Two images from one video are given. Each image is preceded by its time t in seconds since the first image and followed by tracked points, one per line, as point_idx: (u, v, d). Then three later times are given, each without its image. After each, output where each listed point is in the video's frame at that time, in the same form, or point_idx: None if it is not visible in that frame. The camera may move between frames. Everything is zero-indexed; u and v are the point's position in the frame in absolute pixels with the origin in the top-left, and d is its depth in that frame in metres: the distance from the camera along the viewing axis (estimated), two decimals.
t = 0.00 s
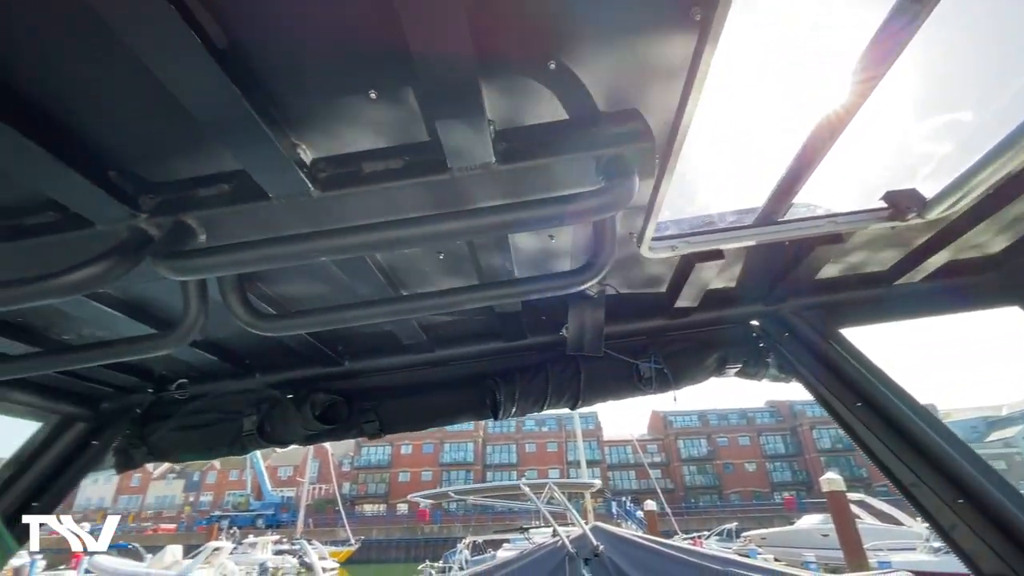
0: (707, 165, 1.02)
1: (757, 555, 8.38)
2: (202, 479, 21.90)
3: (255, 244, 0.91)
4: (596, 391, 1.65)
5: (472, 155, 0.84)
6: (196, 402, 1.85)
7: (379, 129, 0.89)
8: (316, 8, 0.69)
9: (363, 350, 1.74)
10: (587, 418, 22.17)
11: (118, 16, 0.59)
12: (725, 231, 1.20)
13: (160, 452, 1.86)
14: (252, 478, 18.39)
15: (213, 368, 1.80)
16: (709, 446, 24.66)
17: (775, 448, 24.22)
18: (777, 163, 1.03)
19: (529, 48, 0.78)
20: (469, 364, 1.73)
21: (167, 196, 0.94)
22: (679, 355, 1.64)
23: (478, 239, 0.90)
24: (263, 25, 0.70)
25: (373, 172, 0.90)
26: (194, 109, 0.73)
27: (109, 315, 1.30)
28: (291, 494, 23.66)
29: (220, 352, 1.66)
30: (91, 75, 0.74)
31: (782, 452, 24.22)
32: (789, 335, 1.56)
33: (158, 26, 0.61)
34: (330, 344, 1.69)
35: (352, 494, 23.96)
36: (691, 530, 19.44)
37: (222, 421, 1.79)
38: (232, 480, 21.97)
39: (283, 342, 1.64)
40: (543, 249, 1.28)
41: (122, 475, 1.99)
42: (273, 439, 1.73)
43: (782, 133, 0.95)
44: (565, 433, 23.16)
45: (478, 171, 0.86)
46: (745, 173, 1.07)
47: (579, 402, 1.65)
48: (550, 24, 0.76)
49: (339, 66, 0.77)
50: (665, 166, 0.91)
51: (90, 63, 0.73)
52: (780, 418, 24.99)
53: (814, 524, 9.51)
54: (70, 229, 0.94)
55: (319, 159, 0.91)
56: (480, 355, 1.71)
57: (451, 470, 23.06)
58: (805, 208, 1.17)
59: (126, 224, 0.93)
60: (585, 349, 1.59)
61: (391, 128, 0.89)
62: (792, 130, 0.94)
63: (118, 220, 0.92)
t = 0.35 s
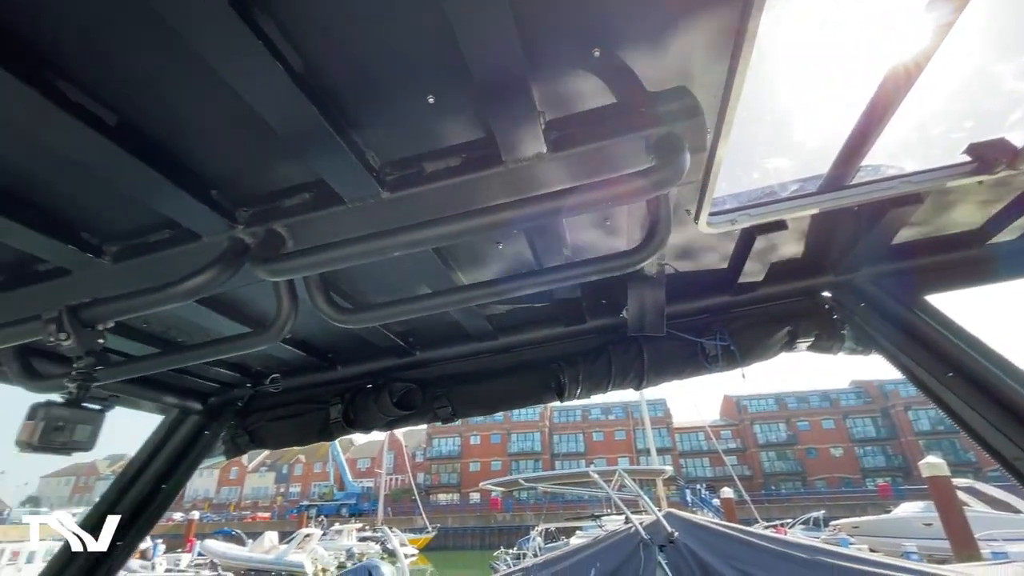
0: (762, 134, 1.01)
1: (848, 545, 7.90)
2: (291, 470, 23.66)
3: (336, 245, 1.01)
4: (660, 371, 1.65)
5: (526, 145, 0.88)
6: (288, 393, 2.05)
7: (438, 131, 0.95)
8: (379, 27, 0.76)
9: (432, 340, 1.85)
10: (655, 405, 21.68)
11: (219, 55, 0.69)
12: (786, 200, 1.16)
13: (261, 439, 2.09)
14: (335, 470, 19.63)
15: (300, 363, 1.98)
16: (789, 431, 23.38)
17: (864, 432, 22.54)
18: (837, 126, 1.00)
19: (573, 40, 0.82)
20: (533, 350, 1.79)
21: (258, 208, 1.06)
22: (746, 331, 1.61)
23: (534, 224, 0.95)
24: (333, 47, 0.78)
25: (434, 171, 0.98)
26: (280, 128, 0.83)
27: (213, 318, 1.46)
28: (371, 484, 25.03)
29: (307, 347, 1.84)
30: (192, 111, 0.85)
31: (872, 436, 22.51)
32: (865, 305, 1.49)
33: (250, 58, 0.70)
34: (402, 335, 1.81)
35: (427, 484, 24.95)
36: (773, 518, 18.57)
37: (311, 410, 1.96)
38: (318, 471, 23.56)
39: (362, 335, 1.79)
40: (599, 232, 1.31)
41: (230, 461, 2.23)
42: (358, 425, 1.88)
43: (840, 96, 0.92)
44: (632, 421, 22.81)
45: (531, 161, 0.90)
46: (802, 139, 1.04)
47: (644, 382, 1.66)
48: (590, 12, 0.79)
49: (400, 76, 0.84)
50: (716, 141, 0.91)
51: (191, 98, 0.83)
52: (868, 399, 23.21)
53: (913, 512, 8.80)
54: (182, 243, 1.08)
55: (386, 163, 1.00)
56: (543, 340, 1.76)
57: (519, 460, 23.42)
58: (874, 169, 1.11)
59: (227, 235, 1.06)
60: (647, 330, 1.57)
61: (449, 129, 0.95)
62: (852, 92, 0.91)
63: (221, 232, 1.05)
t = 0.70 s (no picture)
0: (826, 103, 0.98)
1: (941, 531, 7.38)
2: (362, 459, 24.97)
3: (410, 247, 1.10)
4: (727, 353, 1.63)
5: (585, 140, 0.91)
6: (364, 385, 2.20)
7: (499, 132, 1.00)
8: (442, 40, 0.81)
9: (496, 331, 1.92)
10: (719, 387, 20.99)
11: (305, 84, 0.77)
12: (859, 170, 1.11)
13: (342, 428, 2.23)
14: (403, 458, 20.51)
15: (374, 356, 2.12)
16: (868, 412, 21.94)
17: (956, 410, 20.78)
18: (911, 90, 0.95)
19: (628, 31, 0.83)
20: (594, 336, 1.81)
21: (337, 215, 1.15)
22: (818, 309, 1.55)
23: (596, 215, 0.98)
24: (401, 62, 0.83)
25: (497, 170, 1.03)
26: (356, 144, 0.90)
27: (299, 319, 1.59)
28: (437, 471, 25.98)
29: (380, 342, 1.96)
30: (278, 134, 0.94)
31: (966, 415, 20.71)
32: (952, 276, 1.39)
33: (331, 83, 0.77)
34: (468, 327, 1.90)
35: (490, 470, 25.56)
36: (853, 503, 17.58)
37: (387, 400, 2.10)
38: (387, 458, 24.74)
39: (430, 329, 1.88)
40: (658, 217, 1.32)
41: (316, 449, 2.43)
42: (431, 413, 1.99)
43: (915, 53, 0.87)
44: (695, 405, 22.23)
45: (591, 152, 0.93)
46: (872, 105, 1.00)
47: (711, 364, 1.65)
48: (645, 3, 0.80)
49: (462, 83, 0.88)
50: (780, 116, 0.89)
51: (276, 122, 0.91)
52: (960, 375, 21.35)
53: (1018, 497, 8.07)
54: (274, 252, 1.19)
55: (451, 166, 1.05)
56: (604, 326, 1.79)
57: (580, 446, 23.47)
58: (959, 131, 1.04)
59: (311, 243, 1.16)
60: (710, 312, 1.57)
61: (509, 129, 0.99)
62: (929, 47, 0.86)
63: (306, 241, 1.15)
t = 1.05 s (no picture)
0: (930, 40, 0.90)
1: None
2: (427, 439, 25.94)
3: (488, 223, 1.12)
4: (813, 317, 1.56)
5: (666, 100, 0.89)
6: (439, 362, 2.29)
7: (574, 102, 0.99)
8: (521, 11, 0.81)
9: (566, 306, 1.93)
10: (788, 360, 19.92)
11: (394, 69, 0.80)
12: (965, 111, 1.01)
13: (420, 403, 2.36)
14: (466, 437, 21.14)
15: (447, 335, 2.19)
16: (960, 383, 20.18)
17: None
18: None
19: None
20: (667, 306, 1.80)
21: (418, 197, 1.19)
22: (916, 267, 1.44)
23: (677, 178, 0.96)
24: (480, 39, 0.85)
25: (573, 140, 1.03)
26: (439, 125, 0.92)
27: (382, 301, 1.67)
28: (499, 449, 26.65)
29: (454, 320, 2.03)
30: (364, 122, 0.98)
31: None
32: None
33: (420, 66, 0.80)
34: (538, 303, 1.92)
35: (550, 448, 25.90)
36: (944, 481, 16.33)
37: (462, 376, 2.18)
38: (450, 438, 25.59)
39: (501, 305, 1.93)
40: (738, 179, 1.27)
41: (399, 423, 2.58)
42: (506, 387, 2.06)
43: None
44: (762, 380, 21.35)
45: (671, 113, 0.91)
46: (987, 36, 0.91)
47: (795, 329, 1.60)
48: None
49: (539, 54, 0.89)
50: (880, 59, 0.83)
51: (362, 110, 0.96)
52: None
53: None
54: (361, 237, 1.27)
55: (526, 140, 1.06)
56: (677, 297, 1.76)
57: (641, 423, 23.27)
58: None
59: (394, 225, 1.21)
60: (793, 276, 1.50)
61: (584, 97, 0.98)
62: None
63: (389, 224, 1.21)
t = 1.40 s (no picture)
0: None
1: None
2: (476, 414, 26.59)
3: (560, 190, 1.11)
4: (900, 276, 1.47)
5: (751, 45, 0.85)
6: (500, 335, 2.34)
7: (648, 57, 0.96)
8: None
9: (627, 275, 1.91)
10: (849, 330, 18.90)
11: (472, 35, 0.80)
12: None
13: (482, 374, 2.44)
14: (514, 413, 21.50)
15: (507, 307, 2.22)
16: None
17: None
18: None
19: None
20: (737, 272, 1.76)
21: (485, 168, 1.20)
22: None
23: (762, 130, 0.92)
24: None
25: (645, 98, 1.00)
26: (512, 89, 0.91)
27: (446, 276, 1.70)
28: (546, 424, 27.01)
29: (514, 293, 2.05)
30: (437, 93, 0.99)
31: None
32: None
33: (498, 30, 0.79)
34: (598, 272, 1.91)
35: (598, 422, 25.99)
36: None
37: (524, 347, 2.22)
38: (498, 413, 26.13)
39: (561, 276, 1.93)
40: (819, 130, 1.19)
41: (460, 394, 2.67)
42: (569, 358, 2.07)
43: None
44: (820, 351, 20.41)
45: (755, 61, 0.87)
46: None
47: (878, 291, 1.51)
48: None
49: (614, 9, 0.86)
50: None
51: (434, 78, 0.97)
52: None
53: None
54: (432, 210, 1.29)
55: (596, 102, 1.04)
56: (747, 261, 1.71)
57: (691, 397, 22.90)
58: None
59: (462, 198, 1.23)
60: (879, 234, 1.38)
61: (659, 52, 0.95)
62: None
63: (457, 196, 1.22)
